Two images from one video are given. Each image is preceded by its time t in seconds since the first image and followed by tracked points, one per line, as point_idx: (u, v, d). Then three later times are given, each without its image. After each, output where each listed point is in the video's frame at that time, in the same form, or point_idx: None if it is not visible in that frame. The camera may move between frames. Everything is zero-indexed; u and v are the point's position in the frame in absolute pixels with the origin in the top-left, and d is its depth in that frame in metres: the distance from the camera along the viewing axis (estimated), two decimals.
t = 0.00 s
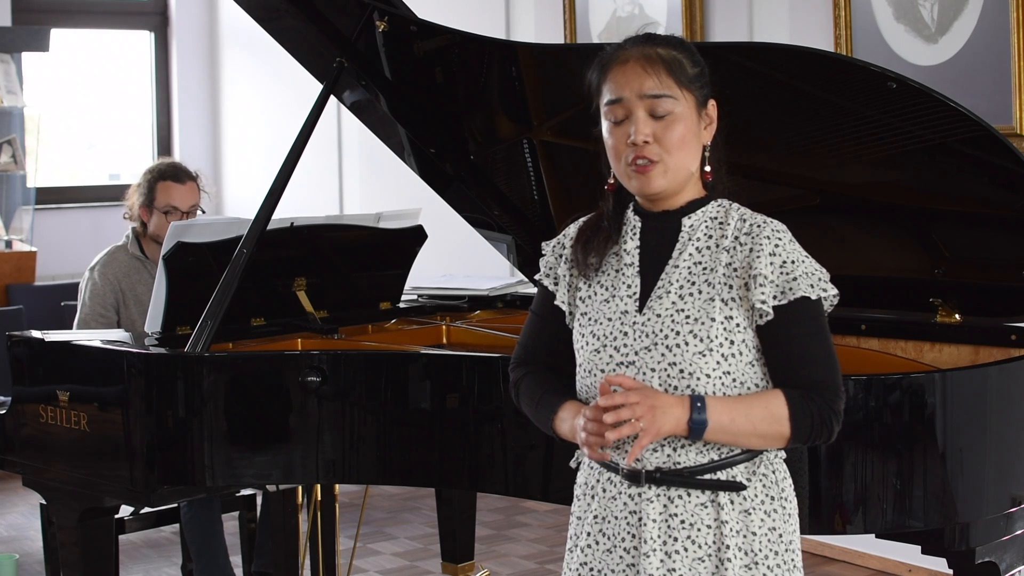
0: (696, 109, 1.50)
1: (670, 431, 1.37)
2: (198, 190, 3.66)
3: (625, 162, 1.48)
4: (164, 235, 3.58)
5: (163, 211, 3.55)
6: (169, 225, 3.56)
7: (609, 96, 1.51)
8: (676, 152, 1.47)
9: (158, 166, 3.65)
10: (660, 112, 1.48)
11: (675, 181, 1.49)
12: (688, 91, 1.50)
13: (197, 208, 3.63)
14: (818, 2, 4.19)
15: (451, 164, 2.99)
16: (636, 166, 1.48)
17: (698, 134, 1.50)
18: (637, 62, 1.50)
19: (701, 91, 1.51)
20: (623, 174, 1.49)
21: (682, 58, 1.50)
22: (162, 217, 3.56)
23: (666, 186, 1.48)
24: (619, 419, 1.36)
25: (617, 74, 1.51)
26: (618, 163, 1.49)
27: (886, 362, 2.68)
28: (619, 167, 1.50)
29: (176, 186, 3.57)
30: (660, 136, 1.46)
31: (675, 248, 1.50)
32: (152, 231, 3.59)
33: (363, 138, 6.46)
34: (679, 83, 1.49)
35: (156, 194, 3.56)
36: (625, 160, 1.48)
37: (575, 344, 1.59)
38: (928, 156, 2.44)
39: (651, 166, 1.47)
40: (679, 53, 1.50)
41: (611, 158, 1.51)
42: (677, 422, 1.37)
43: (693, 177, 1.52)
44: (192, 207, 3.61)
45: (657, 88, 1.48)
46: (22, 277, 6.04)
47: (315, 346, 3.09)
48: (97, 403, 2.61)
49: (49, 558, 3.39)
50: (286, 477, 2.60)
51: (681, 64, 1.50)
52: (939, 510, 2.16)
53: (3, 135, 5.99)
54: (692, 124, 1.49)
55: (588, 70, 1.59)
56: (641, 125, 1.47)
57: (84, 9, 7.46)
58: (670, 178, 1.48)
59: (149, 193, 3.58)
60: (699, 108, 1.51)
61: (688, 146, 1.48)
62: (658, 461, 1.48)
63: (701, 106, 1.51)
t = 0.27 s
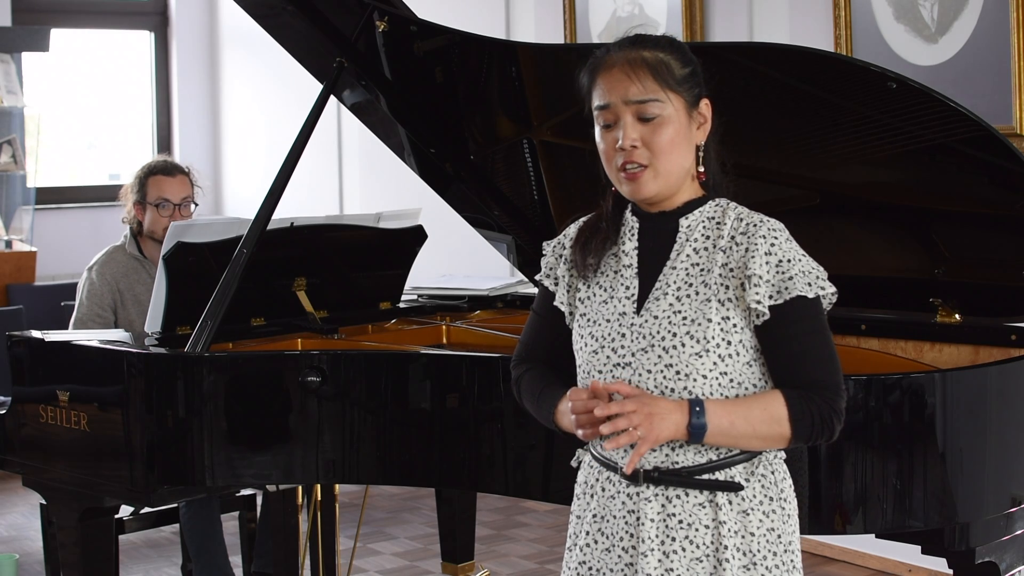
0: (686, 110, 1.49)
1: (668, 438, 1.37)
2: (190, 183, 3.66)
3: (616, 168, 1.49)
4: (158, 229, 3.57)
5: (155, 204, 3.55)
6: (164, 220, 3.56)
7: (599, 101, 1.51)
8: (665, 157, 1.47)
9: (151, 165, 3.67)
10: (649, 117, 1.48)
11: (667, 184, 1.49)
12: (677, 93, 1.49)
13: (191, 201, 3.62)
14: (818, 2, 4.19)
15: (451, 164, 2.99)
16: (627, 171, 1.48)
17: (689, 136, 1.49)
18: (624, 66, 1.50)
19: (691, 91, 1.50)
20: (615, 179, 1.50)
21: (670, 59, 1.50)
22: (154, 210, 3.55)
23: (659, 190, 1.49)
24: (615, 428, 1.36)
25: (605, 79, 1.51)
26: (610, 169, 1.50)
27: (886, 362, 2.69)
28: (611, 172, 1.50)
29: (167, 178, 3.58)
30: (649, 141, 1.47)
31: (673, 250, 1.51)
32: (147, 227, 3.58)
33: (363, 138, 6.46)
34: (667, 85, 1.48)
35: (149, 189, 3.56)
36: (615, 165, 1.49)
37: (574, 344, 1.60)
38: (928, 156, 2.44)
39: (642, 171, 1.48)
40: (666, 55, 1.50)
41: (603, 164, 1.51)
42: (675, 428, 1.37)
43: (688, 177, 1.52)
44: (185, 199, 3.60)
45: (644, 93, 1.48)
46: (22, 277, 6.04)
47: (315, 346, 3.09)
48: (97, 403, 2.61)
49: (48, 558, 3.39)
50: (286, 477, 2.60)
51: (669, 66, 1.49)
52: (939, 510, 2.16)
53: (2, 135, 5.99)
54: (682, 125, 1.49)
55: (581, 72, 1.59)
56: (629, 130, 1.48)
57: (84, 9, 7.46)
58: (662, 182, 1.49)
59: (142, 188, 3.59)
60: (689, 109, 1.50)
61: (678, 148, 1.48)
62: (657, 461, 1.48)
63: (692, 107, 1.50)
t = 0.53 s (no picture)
0: (681, 111, 1.49)
1: (665, 440, 1.37)
2: (190, 183, 3.66)
3: (610, 168, 1.49)
4: (158, 229, 3.57)
5: (156, 204, 3.54)
6: (165, 220, 3.56)
7: (593, 103, 1.51)
8: (659, 156, 1.47)
9: (150, 164, 3.66)
10: (642, 116, 1.48)
11: (663, 184, 1.49)
12: (672, 92, 1.49)
13: (191, 200, 3.62)
14: (818, 2, 4.19)
15: (451, 164, 2.99)
16: (621, 171, 1.48)
17: (684, 136, 1.49)
18: (617, 68, 1.50)
19: (685, 91, 1.50)
20: (611, 180, 1.50)
21: (664, 60, 1.49)
22: (155, 210, 3.55)
23: (653, 190, 1.49)
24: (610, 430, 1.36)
25: (599, 80, 1.51)
26: (605, 169, 1.50)
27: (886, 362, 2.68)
28: (606, 173, 1.51)
29: (167, 178, 3.57)
30: (642, 141, 1.47)
31: (670, 251, 1.51)
32: (147, 228, 3.58)
33: (363, 138, 6.46)
34: (660, 85, 1.48)
35: (149, 189, 3.56)
36: (610, 166, 1.49)
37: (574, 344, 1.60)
38: (928, 156, 2.44)
39: (636, 171, 1.48)
40: (660, 56, 1.50)
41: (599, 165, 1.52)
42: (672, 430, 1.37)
43: (684, 178, 1.52)
44: (185, 199, 3.61)
45: (637, 93, 1.48)
46: (22, 277, 6.04)
47: (315, 345, 3.09)
48: (97, 403, 2.61)
49: (48, 558, 3.39)
50: (286, 477, 2.60)
51: (663, 66, 1.49)
52: (939, 510, 2.16)
53: (2, 135, 5.99)
54: (676, 125, 1.48)
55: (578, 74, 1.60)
56: (623, 131, 1.48)
57: (84, 9, 7.46)
58: (657, 182, 1.48)
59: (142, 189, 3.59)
60: (684, 109, 1.50)
61: (672, 148, 1.47)
62: (654, 461, 1.48)
63: (687, 107, 1.50)
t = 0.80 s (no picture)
0: (680, 111, 1.49)
1: (665, 446, 1.37)
2: (194, 186, 3.66)
3: (609, 167, 1.49)
4: (161, 232, 3.57)
5: (159, 207, 3.54)
6: (166, 222, 3.56)
7: (592, 102, 1.51)
8: (658, 156, 1.47)
9: (153, 165, 3.66)
10: (641, 116, 1.48)
11: (661, 183, 1.49)
12: (670, 92, 1.49)
13: (194, 203, 3.63)
14: (818, 2, 4.19)
15: (451, 164, 2.99)
16: (619, 171, 1.48)
17: (683, 135, 1.49)
18: (616, 67, 1.50)
19: (684, 91, 1.50)
20: (609, 179, 1.50)
21: (663, 59, 1.50)
22: (158, 213, 3.55)
23: (652, 189, 1.49)
24: (609, 440, 1.36)
25: (598, 80, 1.51)
26: (603, 169, 1.50)
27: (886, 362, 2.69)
28: (605, 173, 1.50)
29: (171, 181, 3.57)
30: (641, 140, 1.47)
31: (670, 251, 1.51)
32: (149, 229, 3.58)
33: (363, 139, 6.46)
34: (659, 85, 1.48)
35: (152, 191, 3.56)
36: (608, 166, 1.49)
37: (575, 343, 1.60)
38: (928, 156, 2.44)
39: (635, 171, 1.48)
40: (659, 55, 1.50)
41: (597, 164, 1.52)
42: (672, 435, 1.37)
43: (683, 177, 1.52)
44: (188, 203, 3.61)
45: (636, 93, 1.48)
46: (23, 277, 6.04)
47: (315, 345, 3.09)
48: (97, 403, 2.61)
49: (48, 558, 3.39)
50: (286, 477, 2.60)
51: (661, 66, 1.49)
52: (939, 510, 2.16)
53: (3, 135, 5.99)
54: (675, 125, 1.48)
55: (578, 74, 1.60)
56: (622, 130, 1.48)
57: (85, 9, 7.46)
58: (656, 182, 1.48)
59: (145, 191, 3.58)
60: (683, 109, 1.50)
61: (671, 148, 1.47)
62: (653, 461, 1.48)
63: (686, 107, 1.50)
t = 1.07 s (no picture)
0: (677, 111, 1.49)
1: (670, 459, 1.36)
2: (193, 187, 3.67)
3: (607, 168, 1.49)
4: (161, 233, 3.58)
5: (159, 208, 3.55)
6: (166, 223, 3.56)
7: (590, 101, 1.51)
8: (656, 156, 1.47)
9: (151, 166, 3.66)
10: (639, 116, 1.48)
11: (659, 184, 1.49)
12: (668, 92, 1.49)
13: (193, 204, 3.63)
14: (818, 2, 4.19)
15: (451, 164, 2.99)
16: (617, 171, 1.48)
17: (680, 135, 1.49)
18: (615, 67, 1.50)
19: (682, 92, 1.50)
20: (606, 179, 1.50)
21: (661, 59, 1.50)
22: (158, 215, 3.55)
23: (650, 190, 1.49)
24: (614, 460, 1.35)
25: (596, 80, 1.51)
26: (600, 169, 1.50)
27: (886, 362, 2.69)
28: (602, 173, 1.50)
29: (171, 183, 3.58)
30: (639, 140, 1.47)
31: (669, 253, 1.51)
32: (149, 230, 3.59)
33: (363, 139, 6.46)
34: (657, 85, 1.48)
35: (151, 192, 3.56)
36: (606, 165, 1.49)
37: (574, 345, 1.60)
38: (928, 156, 2.44)
39: (633, 171, 1.47)
40: (657, 55, 1.50)
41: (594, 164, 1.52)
42: (677, 447, 1.36)
43: (680, 178, 1.52)
44: (188, 204, 3.61)
45: (634, 92, 1.48)
46: (22, 276, 6.04)
47: (315, 345, 3.09)
48: (97, 403, 2.61)
49: (49, 558, 3.39)
50: (286, 478, 2.60)
51: (659, 66, 1.49)
52: (939, 510, 2.16)
53: (2, 135, 5.99)
54: (672, 125, 1.49)
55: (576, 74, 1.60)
56: (620, 130, 1.48)
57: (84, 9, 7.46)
58: (653, 182, 1.48)
59: (145, 192, 3.59)
60: (681, 109, 1.50)
61: (668, 148, 1.47)
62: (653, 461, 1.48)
63: (683, 108, 1.50)
